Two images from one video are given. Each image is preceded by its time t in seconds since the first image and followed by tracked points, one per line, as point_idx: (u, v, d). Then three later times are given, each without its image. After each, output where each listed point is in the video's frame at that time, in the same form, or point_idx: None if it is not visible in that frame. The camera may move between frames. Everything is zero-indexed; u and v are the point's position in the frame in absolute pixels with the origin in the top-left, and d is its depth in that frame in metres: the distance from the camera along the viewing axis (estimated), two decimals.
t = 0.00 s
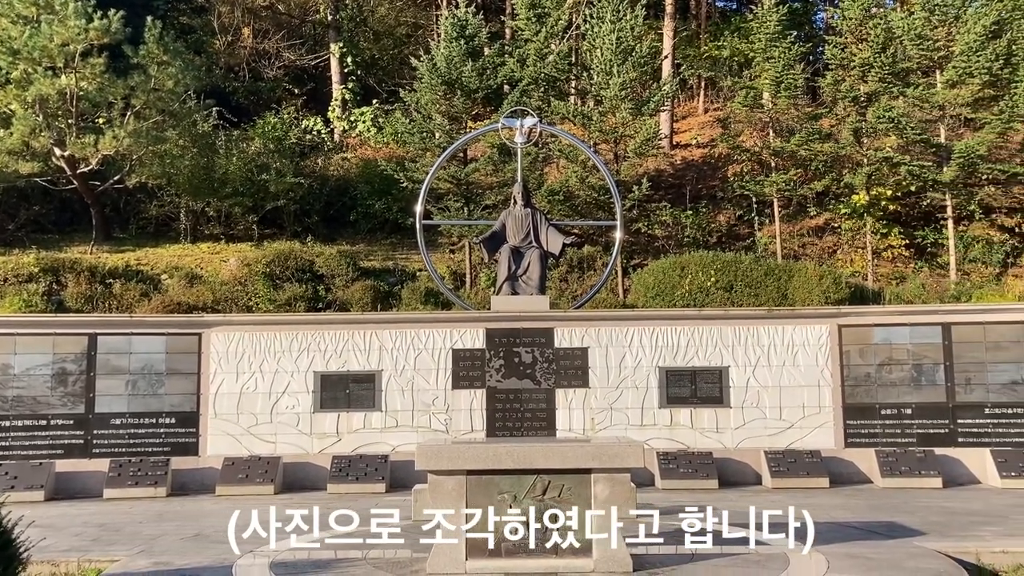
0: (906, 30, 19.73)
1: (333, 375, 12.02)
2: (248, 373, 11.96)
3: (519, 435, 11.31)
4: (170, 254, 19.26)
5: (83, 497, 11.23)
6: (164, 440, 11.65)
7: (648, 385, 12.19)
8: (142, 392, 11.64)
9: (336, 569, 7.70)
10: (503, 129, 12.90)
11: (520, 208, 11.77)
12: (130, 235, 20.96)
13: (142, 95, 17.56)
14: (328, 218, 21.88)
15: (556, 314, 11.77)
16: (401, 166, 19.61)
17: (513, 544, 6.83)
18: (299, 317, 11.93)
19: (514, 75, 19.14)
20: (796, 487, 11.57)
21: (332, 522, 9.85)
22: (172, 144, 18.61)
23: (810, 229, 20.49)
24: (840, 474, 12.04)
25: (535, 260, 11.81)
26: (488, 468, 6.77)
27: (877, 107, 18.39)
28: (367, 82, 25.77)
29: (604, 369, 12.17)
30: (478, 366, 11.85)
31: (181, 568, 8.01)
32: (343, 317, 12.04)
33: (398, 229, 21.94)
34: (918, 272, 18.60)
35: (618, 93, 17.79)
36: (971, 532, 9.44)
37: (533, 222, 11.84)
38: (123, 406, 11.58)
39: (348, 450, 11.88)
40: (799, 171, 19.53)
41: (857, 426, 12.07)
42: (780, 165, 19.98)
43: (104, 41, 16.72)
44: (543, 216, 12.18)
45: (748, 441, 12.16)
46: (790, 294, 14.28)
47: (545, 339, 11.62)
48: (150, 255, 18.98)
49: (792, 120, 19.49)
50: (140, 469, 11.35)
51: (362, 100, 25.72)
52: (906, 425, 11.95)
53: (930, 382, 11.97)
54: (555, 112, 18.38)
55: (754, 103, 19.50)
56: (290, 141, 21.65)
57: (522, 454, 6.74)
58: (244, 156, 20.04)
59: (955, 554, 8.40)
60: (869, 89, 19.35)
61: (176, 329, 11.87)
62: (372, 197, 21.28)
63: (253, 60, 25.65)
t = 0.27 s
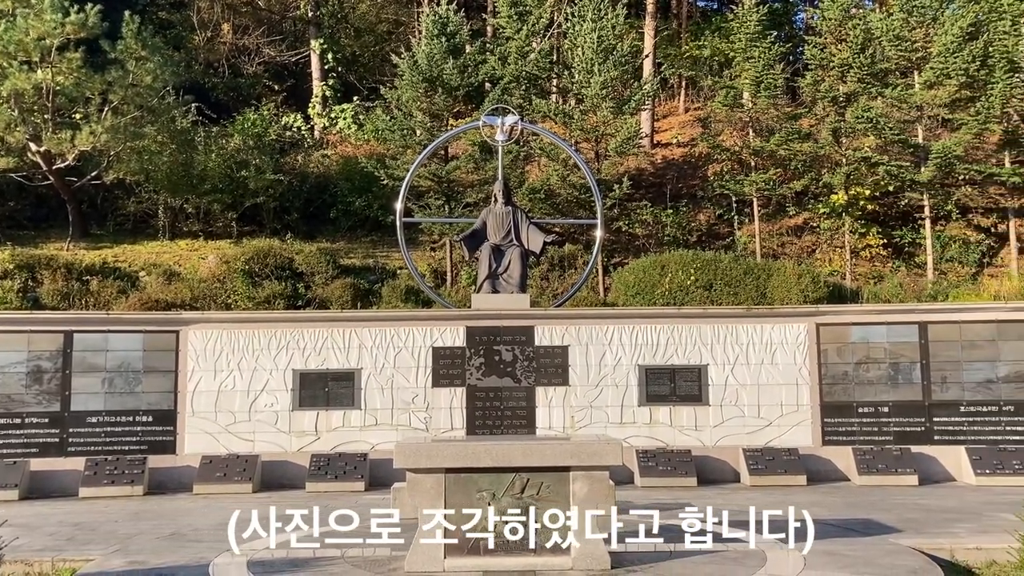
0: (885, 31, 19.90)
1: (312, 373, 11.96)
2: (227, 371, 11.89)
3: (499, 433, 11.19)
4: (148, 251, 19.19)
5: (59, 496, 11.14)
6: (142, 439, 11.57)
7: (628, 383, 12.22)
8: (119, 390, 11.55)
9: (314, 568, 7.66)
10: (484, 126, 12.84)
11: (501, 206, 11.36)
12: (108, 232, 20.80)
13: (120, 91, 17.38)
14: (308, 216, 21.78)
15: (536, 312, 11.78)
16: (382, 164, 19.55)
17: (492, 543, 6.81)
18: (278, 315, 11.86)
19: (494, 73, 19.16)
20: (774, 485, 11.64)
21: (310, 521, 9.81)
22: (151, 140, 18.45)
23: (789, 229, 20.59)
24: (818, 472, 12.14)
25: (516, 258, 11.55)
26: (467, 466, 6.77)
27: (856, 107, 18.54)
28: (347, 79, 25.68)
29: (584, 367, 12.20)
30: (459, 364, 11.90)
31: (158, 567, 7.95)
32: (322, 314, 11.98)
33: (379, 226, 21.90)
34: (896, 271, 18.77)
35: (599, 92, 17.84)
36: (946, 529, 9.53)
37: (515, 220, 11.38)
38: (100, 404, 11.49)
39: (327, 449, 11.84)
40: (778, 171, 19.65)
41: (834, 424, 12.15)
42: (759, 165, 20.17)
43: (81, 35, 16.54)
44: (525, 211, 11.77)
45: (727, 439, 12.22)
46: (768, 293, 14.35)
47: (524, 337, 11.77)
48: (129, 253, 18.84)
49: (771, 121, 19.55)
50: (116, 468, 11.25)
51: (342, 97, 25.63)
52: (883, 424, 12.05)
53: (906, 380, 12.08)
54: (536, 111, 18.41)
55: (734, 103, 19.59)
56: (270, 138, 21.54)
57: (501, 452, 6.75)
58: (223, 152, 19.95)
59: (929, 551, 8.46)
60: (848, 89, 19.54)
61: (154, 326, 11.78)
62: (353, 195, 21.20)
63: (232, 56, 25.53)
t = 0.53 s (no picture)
0: (862, 32, 19.89)
1: (289, 371, 11.91)
2: (202, 368, 11.82)
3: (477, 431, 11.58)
4: (123, 248, 19.10)
5: (30, 495, 11.02)
6: (116, 437, 11.46)
7: (606, 381, 12.25)
8: (93, 388, 11.45)
9: (289, 567, 7.60)
10: (462, 124, 12.83)
11: (480, 204, 11.75)
12: (82, 228, 20.64)
13: (95, 85, 17.16)
14: (286, 213, 21.69)
15: (514, 311, 11.79)
16: (361, 161, 19.46)
17: (468, 541, 6.80)
18: (255, 312, 11.79)
19: (474, 70, 19.00)
20: (750, 483, 11.71)
21: (287, 520, 9.75)
22: (126, 135, 18.25)
23: (766, 228, 20.67)
24: (793, 470, 12.23)
25: (494, 256, 11.83)
26: (443, 464, 6.76)
27: (832, 108, 18.74)
28: (326, 76, 25.57)
29: (562, 365, 12.17)
30: (436, 363, 11.87)
31: (131, 567, 7.88)
32: (298, 312, 11.91)
33: (357, 224, 21.85)
34: (871, 271, 18.94)
35: (579, 91, 17.87)
36: (918, 526, 9.61)
37: (493, 218, 11.82)
38: (73, 403, 11.38)
39: (304, 447, 11.78)
40: (756, 170, 19.75)
41: (810, 422, 12.23)
42: (737, 165, 20.20)
43: (55, 30, 16.33)
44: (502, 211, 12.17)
45: (704, 437, 12.28)
46: (745, 292, 14.42)
47: (503, 335, 11.83)
48: (104, 249, 18.67)
49: (748, 120, 19.71)
50: (90, 467, 11.14)
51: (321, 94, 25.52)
52: (858, 422, 12.14)
53: (881, 378, 12.19)
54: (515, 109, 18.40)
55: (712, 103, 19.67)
56: (247, 135, 21.27)
57: (477, 450, 6.75)
58: (200, 148, 19.73)
59: (902, 548, 8.53)
60: (825, 90, 19.66)
61: (128, 323, 11.68)
62: (331, 192, 20.96)
63: (210, 52, 25.39)
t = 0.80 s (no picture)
0: (837, 34, 20.19)
1: (264, 369, 11.83)
2: (176, 366, 11.72)
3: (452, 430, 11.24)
4: (95, 244, 19.00)
5: None
6: (87, 436, 11.34)
7: (582, 379, 12.28)
8: (64, 386, 11.32)
9: (263, 566, 7.55)
10: (439, 122, 12.77)
11: (456, 202, 11.46)
12: (54, 225, 20.47)
13: (67, 80, 16.90)
14: (261, 210, 21.61)
15: (491, 309, 11.79)
16: (338, 158, 19.35)
17: (443, 540, 6.80)
18: (229, 310, 11.70)
19: (452, 68, 19.07)
20: (724, 481, 11.78)
21: (261, 519, 9.69)
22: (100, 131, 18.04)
23: (742, 228, 20.76)
24: (767, 468, 12.32)
25: (471, 255, 11.54)
26: (419, 463, 6.72)
27: (807, 108, 18.95)
28: (303, 72, 25.47)
29: (538, 364, 12.20)
30: (413, 361, 11.81)
31: (102, 566, 7.80)
32: (273, 310, 11.82)
33: (334, 222, 21.82)
34: (845, 271, 19.15)
35: (556, 89, 17.91)
36: (890, 523, 9.71)
37: (470, 216, 11.51)
38: (44, 401, 11.26)
39: (279, 446, 11.72)
40: (732, 170, 19.87)
41: (784, 420, 12.33)
42: (713, 164, 20.22)
43: (26, 24, 16.11)
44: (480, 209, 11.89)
45: (679, 435, 12.34)
46: (721, 292, 14.49)
47: (479, 333, 11.68)
48: (77, 246, 18.48)
49: (725, 120, 19.73)
50: (60, 466, 11.01)
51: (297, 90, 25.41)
52: (832, 420, 12.24)
53: (855, 377, 12.30)
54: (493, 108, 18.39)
55: (689, 103, 19.73)
56: (223, 131, 20.83)
57: (453, 448, 6.72)
58: (174, 145, 19.72)
59: (874, 545, 8.59)
60: (800, 91, 19.80)
61: (101, 321, 11.56)
62: (307, 189, 21.19)
63: (185, 48, 25.17)
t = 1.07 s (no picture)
0: (811, 35, 20.37)
1: (236, 368, 11.76)
2: (148, 364, 11.62)
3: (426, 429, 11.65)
4: (65, 242, 18.95)
5: None
6: (56, 435, 11.24)
7: (556, 378, 12.31)
8: (32, 384, 11.22)
9: (233, 566, 7.49)
10: (415, 120, 12.73)
11: (432, 201, 11.69)
12: (23, 221, 20.28)
13: (37, 74, 16.55)
14: (234, 207, 21.48)
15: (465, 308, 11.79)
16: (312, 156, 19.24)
17: (415, 539, 6.80)
18: (202, 307, 11.61)
19: (427, 66, 19.16)
20: (696, 479, 11.86)
21: (233, 518, 9.62)
22: (70, 126, 17.83)
23: (716, 228, 20.90)
24: (740, 467, 12.40)
25: (446, 253, 11.73)
26: (391, 462, 6.70)
27: (781, 109, 19.10)
28: (277, 69, 25.37)
29: (513, 363, 12.19)
30: (387, 360, 11.80)
31: (70, 567, 7.72)
32: (246, 308, 11.74)
33: (308, 219, 21.79)
34: (817, 271, 19.35)
35: (532, 89, 17.98)
36: (859, 521, 9.83)
37: (445, 215, 11.76)
38: (11, 399, 11.16)
39: (251, 445, 11.67)
40: (706, 170, 19.99)
41: (756, 419, 12.44)
42: (688, 164, 20.29)
43: None
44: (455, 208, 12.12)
45: (652, 434, 12.41)
46: (695, 291, 14.57)
47: (452, 331, 11.78)
48: (48, 243, 18.27)
49: (700, 121, 19.83)
50: (28, 465, 10.88)
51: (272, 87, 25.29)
52: (803, 419, 12.36)
53: (826, 376, 12.42)
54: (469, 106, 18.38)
55: (664, 103, 19.82)
56: (197, 128, 20.81)
57: (426, 447, 6.71)
58: (147, 141, 19.49)
59: (843, 543, 8.67)
60: (774, 92, 19.95)
61: (70, 318, 11.44)
62: (281, 186, 21.20)
63: (158, 43, 24.92)
